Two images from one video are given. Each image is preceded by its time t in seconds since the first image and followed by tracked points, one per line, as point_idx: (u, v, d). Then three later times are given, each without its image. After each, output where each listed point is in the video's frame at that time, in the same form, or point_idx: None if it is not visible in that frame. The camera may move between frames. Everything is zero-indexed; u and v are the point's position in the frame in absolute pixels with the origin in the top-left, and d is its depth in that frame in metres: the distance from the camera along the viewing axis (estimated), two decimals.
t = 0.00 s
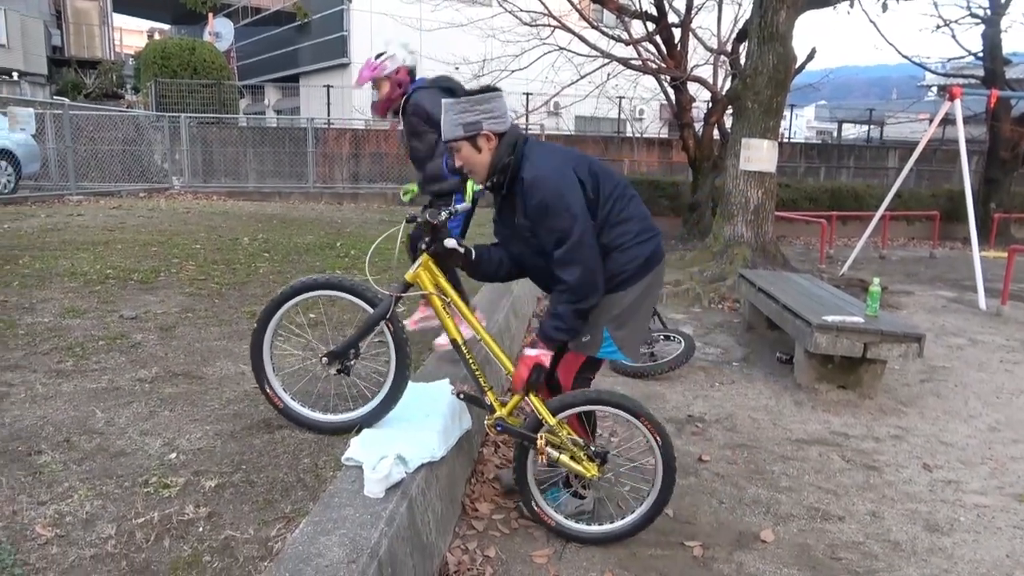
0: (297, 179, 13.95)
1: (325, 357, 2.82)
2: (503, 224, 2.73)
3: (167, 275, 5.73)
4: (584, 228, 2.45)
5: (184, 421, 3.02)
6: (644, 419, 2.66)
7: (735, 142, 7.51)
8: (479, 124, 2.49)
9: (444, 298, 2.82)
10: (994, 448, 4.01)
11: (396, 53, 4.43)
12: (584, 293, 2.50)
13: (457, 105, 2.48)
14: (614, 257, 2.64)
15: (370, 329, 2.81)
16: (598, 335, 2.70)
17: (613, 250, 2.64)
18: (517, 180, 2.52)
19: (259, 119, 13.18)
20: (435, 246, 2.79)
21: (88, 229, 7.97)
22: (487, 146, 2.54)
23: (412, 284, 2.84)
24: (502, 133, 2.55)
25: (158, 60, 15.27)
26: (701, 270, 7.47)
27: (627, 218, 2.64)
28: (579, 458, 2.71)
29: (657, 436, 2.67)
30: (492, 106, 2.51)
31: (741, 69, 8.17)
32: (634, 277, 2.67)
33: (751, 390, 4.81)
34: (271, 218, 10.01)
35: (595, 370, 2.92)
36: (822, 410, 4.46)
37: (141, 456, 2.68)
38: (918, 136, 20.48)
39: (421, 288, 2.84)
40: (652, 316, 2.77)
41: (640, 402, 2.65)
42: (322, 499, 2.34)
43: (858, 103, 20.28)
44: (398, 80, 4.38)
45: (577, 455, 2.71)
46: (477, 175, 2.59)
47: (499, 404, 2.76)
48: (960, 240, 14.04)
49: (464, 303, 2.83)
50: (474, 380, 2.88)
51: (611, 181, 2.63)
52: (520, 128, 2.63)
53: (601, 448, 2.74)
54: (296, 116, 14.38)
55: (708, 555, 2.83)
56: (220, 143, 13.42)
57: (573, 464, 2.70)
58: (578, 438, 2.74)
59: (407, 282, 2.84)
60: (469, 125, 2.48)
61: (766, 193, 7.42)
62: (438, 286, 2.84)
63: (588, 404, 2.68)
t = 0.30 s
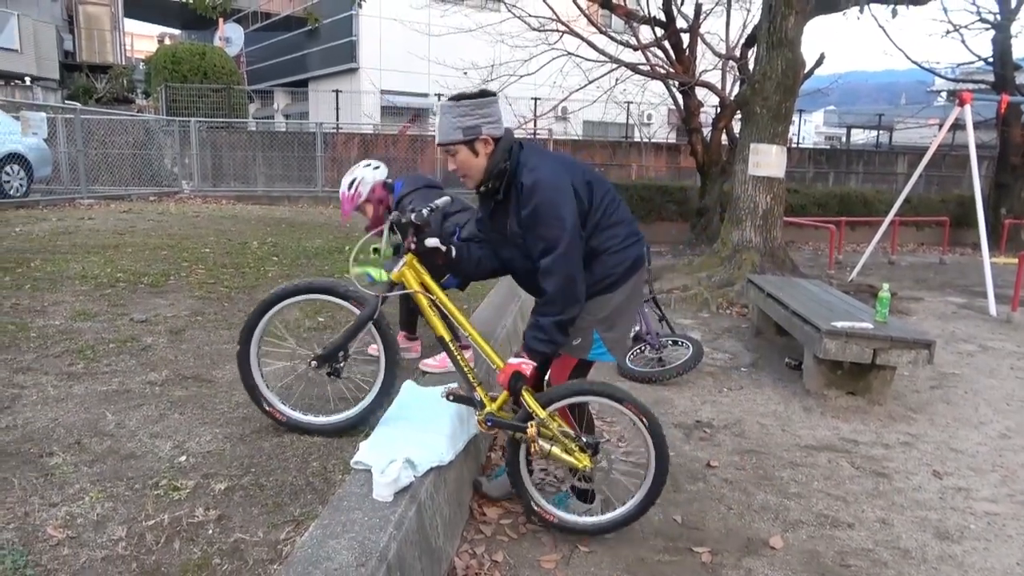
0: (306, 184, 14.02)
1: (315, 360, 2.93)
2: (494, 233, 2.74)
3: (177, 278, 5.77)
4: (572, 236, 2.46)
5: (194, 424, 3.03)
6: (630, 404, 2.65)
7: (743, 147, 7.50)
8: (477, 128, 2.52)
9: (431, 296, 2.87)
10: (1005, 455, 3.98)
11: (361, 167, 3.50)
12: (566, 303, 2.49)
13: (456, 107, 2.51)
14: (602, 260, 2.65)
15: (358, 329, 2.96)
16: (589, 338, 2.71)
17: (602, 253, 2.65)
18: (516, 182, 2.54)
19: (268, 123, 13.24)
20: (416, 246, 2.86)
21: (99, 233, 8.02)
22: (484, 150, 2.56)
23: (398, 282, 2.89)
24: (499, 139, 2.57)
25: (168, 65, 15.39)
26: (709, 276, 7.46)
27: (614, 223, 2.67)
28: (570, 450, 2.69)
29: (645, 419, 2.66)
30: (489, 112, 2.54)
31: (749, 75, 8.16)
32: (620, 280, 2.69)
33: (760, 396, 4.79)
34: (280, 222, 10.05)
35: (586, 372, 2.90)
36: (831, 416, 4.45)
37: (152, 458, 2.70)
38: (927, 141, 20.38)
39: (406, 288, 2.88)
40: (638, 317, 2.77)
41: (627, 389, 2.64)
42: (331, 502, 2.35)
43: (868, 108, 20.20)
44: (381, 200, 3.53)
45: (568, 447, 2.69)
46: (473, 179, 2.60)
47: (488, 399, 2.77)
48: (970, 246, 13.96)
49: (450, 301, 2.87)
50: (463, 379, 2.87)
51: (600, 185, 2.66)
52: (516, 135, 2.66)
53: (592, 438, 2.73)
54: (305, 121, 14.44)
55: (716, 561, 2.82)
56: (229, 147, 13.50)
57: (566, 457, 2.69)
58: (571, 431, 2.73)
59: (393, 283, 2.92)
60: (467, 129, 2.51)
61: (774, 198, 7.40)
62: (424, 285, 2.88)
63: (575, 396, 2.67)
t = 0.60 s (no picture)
0: (315, 186, 14.05)
1: (276, 361, 2.98)
2: (485, 232, 2.73)
3: (186, 279, 5.79)
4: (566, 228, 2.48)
5: (204, 424, 3.04)
6: (592, 328, 2.64)
7: (752, 149, 7.47)
8: (470, 126, 2.51)
9: (372, 270, 3.06)
10: (1017, 461, 3.95)
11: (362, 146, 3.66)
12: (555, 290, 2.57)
13: (449, 107, 2.50)
14: (594, 255, 2.63)
15: (309, 321, 2.97)
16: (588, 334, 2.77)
17: (593, 248, 2.63)
18: (508, 178, 2.53)
19: (277, 125, 13.28)
20: (346, 223, 3.03)
21: (109, 234, 8.05)
22: (477, 148, 2.55)
23: (339, 266, 3.10)
24: (491, 137, 2.56)
25: (178, 67, 15.47)
26: (717, 278, 7.43)
27: (606, 219, 2.64)
28: (544, 389, 2.78)
29: (609, 341, 2.65)
30: (481, 110, 2.52)
31: (758, 77, 8.13)
32: (612, 276, 2.69)
33: (768, 399, 4.77)
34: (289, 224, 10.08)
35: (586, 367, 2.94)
36: (841, 420, 4.42)
37: (161, 459, 2.70)
38: (937, 144, 20.27)
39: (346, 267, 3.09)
40: (629, 316, 2.83)
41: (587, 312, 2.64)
42: (339, 504, 2.35)
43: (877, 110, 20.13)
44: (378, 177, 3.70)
45: (541, 386, 2.78)
46: (466, 177, 2.60)
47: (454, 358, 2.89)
48: (981, 249, 13.86)
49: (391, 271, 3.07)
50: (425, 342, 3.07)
51: (591, 179, 2.63)
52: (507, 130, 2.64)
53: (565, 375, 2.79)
54: (314, 123, 14.46)
55: (725, 564, 2.81)
56: (239, 149, 13.55)
57: (540, 396, 2.76)
58: (539, 369, 2.81)
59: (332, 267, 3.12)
60: (460, 129, 2.50)
61: (783, 200, 7.37)
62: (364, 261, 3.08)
63: (537, 333, 2.72)
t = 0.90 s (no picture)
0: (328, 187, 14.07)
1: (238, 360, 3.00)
2: (484, 232, 2.77)
3: (200, 280, 5.83)
4: (546, 230, 2.47)
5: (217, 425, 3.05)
6: (548, 310, 2.59)
7: (765, 153, 7.44)
8: (467, 133, 2.48)
9: (326, 264, 3.05)
10: None
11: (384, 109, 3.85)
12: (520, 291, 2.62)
13: (445, 114, 2.46)
14: (594, 255, 2.63)
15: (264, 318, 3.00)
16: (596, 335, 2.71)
17: (593, 248, 2.63)
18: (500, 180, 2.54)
19: (290, 127, 13.34)
20: (297, 219, 3.00)
21: (124, 234, 8.13)
22: (473, 154, 2.53)
23: (293, 262, 3.08)
24: (485, 144, 2.54)
25: (193, 70, 15.60)
26: (730, 282, 7.39)
27: (603, 218, 2.64)
28: (505, 372, 2.78)
29: (564, 321, 2.59)
30: (476, 116, 2.50)
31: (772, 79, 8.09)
32: (616, 275, 2.67)
33: (782, 404, 4.74)
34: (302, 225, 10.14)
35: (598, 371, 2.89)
36: (855, 425, 4.38)
37: (175, 459, 2.72)
38: (954, 147, 20.09)
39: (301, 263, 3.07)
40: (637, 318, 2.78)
41: (541, 294, 2.59)
42: (351, 505, 2.35)
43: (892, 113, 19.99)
44: (379, 143, 3.85)
45: (502, 369, 2.78)
46: (464, 181, 2.58)
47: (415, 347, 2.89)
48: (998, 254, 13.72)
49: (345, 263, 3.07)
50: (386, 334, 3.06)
51: (589, 179, 2.64)
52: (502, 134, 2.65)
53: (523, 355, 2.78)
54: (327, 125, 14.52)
55: (738, 571, 2.79)
56: (253, 151, 13.63)
57: (499, 379, 2.77)
58: (499, 353, 2.81)
59: (287, 263, 3.10)
60: (457, 135, 2.47)
61: (797, 204, 7.33)
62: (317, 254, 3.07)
63: (494, 319, 2.70)
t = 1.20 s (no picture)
0: (341, 189, 14.07)
1: (227, 359, 2.96)
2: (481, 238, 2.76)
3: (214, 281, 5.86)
4: (539, 233, 2.45)
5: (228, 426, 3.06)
6: (526, 304, 2.63)
7: (779, 155, 7.39)
8: (445, 154, 2.50)
9: (314, 264, 3.05)
10: None
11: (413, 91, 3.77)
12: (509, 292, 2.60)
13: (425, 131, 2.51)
14: (595, 257, 2.60)
15: (252, 318, 2.95)
16: (601, 338, 2.67)
17: (593, 250, 2.59)
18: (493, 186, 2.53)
19: (304, 130, 13.41)
20: (284, 220, 2.98)
21: (139, 236, 8.18)
22: (454, 171, 2.56)
23: (281, 262, 3.06)
24: (472, 162, 2.52)
25: (209, 73, 15.71)
26: (744, 285, 7.34)
27: (601, 220, 2.61)
28: (493, 369, 2.79)
29: (546, 313, 2.61)
30: (462, 140, 2.47)
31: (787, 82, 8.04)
32: (618, 276, 2.63)
33: (796, 408, 4.70)
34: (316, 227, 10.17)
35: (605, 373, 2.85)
36: (870, 430, 4.34)
37: (187, 460, 2.73)
38: (971, 150, 19.88)
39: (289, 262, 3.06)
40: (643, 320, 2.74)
41: (519, 288, 2.63)
42: (362, 508, 2.35)
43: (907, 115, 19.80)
44: (401, 123, 3.75)
45: (490, 367, 2.78)
46: (449, 188, 2.65)
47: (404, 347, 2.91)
48: (1016, 257, 13.56)
49: (334, 264, 3.06)
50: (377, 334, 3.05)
51: (587, 182, 2.61)
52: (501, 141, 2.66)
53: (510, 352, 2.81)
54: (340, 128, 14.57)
55: None
56: (267, 153, 13.70)
57: (488, 375, 2.77)
58: (488, 349, 2.82)
59: (275, 264, 3.08)
60: (436, 154, 2.51)
61: (812, 207, 7.28)
62: (306, 255, 3.05)
63: (478, 316, 2.73)
